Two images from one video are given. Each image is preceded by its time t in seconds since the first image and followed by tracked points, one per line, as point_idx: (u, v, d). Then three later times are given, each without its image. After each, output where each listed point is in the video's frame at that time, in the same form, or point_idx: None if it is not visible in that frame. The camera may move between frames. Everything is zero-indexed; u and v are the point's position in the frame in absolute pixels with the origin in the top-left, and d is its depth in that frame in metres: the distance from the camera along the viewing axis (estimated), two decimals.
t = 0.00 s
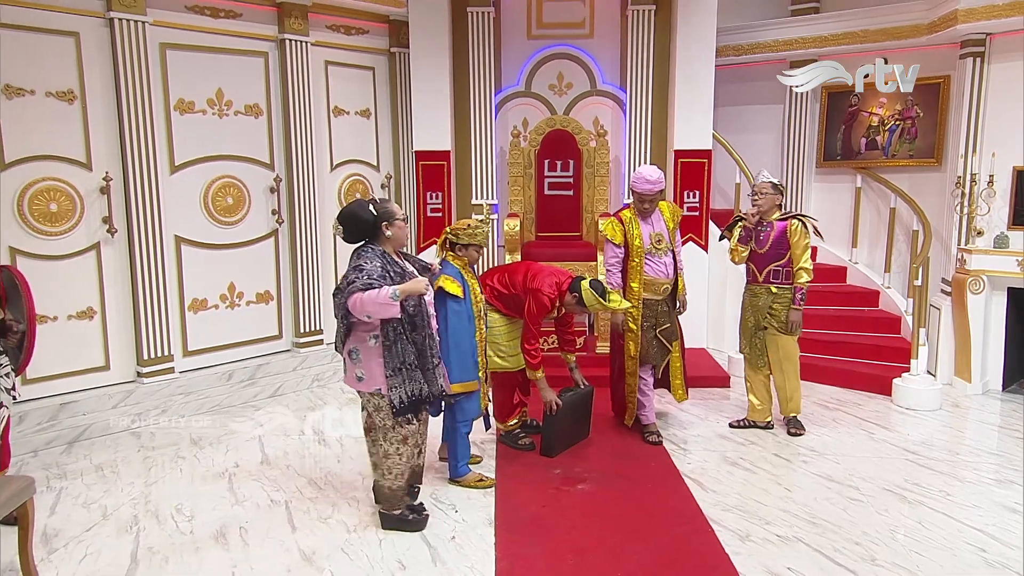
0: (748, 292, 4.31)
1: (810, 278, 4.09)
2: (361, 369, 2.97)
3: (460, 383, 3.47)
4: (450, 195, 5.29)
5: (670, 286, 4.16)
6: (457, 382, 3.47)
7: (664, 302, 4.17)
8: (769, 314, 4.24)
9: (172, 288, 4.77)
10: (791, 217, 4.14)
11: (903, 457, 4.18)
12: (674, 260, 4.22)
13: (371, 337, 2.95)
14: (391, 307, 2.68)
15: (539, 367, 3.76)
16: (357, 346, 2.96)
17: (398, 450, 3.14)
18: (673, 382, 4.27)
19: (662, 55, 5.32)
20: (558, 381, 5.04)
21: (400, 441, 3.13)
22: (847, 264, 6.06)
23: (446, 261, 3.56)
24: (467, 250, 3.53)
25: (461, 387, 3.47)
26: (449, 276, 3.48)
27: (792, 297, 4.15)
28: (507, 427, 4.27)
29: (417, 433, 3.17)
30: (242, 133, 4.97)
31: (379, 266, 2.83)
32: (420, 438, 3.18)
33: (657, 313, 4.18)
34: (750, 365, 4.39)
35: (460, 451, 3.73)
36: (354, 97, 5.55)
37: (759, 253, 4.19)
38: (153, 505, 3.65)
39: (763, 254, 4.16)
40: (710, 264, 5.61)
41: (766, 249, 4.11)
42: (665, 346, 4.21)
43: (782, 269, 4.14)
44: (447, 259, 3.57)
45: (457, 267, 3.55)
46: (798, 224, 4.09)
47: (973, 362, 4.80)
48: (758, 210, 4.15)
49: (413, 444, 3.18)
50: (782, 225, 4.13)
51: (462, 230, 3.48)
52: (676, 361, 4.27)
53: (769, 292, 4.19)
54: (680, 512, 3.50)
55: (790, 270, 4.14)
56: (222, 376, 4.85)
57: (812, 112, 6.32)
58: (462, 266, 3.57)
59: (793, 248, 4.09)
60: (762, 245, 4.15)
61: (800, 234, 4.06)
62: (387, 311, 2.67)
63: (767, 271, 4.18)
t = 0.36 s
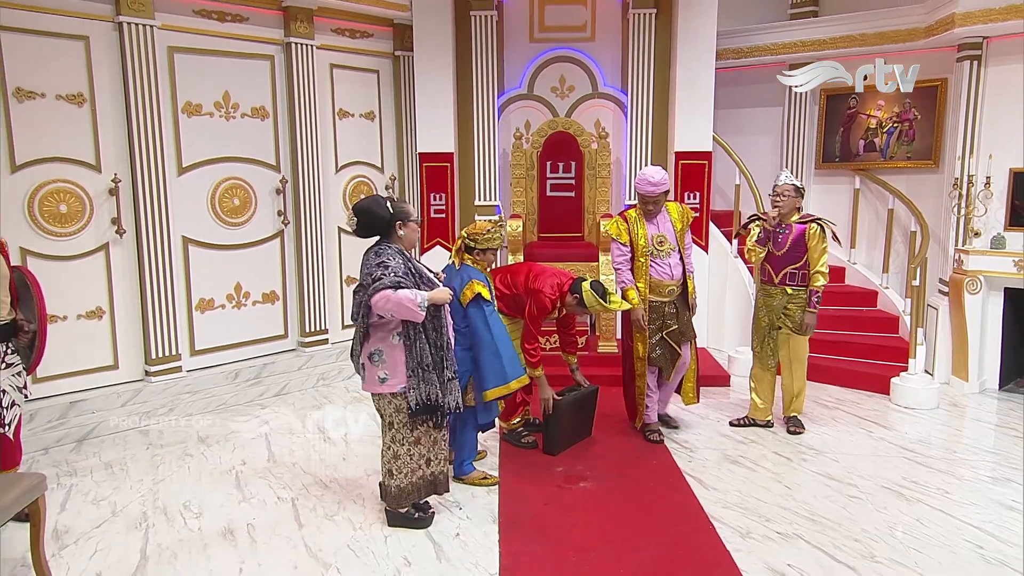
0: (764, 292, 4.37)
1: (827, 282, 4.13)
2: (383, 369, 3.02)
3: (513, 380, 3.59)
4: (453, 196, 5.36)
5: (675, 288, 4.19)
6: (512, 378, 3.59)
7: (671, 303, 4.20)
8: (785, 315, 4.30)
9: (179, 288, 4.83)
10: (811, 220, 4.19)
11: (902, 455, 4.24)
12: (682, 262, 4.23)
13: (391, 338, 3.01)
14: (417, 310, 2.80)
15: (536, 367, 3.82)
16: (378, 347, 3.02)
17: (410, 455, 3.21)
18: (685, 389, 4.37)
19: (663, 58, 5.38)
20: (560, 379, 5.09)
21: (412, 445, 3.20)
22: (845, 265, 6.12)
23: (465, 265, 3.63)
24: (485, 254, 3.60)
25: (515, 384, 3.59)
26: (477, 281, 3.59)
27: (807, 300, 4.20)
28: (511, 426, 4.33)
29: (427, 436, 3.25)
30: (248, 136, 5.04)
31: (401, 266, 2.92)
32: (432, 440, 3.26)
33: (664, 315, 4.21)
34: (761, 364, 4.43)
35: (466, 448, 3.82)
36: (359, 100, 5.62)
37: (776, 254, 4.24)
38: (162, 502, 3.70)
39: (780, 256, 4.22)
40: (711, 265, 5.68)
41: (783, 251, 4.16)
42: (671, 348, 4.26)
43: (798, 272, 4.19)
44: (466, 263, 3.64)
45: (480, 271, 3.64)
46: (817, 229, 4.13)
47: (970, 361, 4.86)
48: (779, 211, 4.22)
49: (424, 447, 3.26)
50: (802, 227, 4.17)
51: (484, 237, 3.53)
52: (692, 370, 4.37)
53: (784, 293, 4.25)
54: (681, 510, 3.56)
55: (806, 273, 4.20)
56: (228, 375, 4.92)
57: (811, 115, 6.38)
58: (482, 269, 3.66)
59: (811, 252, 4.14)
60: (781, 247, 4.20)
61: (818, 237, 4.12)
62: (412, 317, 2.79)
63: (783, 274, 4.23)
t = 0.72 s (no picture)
0: (763, 292, 4.45)
1: (828, 284, 4.23)
2: (387, 371, 3.08)
3: (500, 378, 3.66)
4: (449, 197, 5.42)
5: (672, 290, 4.19)
6: (498, 377, 3.65)
7: (668, 306, 4.20)
8: (783, 314, 4.38)
9: (177, 288, 4.87)
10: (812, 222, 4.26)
11: (890, 452, 4.32)
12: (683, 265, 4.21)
13: (396, 340, 3.08)
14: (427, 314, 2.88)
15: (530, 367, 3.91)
16: (382, 349, 3.08)
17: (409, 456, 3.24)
18: (698, 397, 4.31)
19: (655, 61, 5.46)
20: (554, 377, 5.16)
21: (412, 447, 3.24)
22: (834, 265, 6.22)
23: (455, 265, 3.71)
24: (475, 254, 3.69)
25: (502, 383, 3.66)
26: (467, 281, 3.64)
27: (809, 301, 4.29)
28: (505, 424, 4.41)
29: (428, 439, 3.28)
30: (245, 138, 5.08)
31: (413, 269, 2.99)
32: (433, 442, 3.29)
33: (659, 316, 4.22)
34: (759, 361, 4.51)
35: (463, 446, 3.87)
36: (355, 102, 5.68)
37: (778, 255, 4.32)
38: (161, 500, 3.74)
39: (781, 258, 4.31)
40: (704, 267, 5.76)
41: (784, 252, 4.25)
42: (665, 351, 4.28)
43: (799, 272, 4.28)
44: (457, 263, 3.72)
45: (470, 271, 3.71)
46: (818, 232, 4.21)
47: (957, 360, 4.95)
48: (782, 214, 4.29)
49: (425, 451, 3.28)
50: (804, 230, 4.25)
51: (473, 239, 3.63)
52: (699, 374, 4.30)
53: (783, 293, 4.34)
54: (674, 506, 3.63)
55: (806, 275, 4.29)
56: (226, 375, 4.96)
57: (801, 117, 6.48)
58: (473, 269, 3.74)
59: (811, 254, 4.23)
60: (782, 249, 4.29)
61: (818, 241, 4.20)
62: (425, 322, 2.89)
63: (785, 275, 4.32)
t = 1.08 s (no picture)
0: (750, 292, 4.54)
1: (812, 284, 4.32)
2: (386, 368, 3.14)
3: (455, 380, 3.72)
4: (437, 198, 5.47)
5: (667, 291, 4.24)
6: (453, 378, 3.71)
7: (664, 306, 4.26)
8: (769, 312, 4.46)
9: (166, 289, 4.89)
10: (799, 224, 4.36)
11: (870, 447, 4.42)
12: (681, 266, 4.22)
13: (394, 338, 3.13)
14: (426, 315, 2.95)
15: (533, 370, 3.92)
16: (382, 347, 3.13)
17: (407, 449, 3.29)
18: (679, 401, 4.38)
19: (640, 63, 5.54)
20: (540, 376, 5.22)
21: (410, 441, 3.29)
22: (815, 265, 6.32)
23: (436, 264, 3.72)
24: (456, 253, 3.72)
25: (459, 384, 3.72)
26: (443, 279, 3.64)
27: (794, 300, 4.38)
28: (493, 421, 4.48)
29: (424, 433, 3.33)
30: (234, 139, 5.12)
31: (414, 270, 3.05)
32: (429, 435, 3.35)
33: (652, 316, 4.29)
34: (743, 357, 4.58)
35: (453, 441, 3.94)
36: (344, 104, 5.72)
37: (765, 255, 4.42)
38: (150, 500, 3.77)
39: (768, 257, 4.40)
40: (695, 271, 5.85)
41: (771, 252, 4.37)
42: (654, 350, 4.33)
43: (785, 272, 4.38)
44: (438, 261, 3.74)
45: (448, 269, 3.72)
46: (803, 232, 4.32)
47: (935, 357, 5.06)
48: (768, 214, 4.38)
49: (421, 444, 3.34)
50: (791, 231, 4.34)
51: (454, 236, 3.66)
52: (687, 381, 4.35)
53: (769, 292, 4.43)
54: (660, 503, 3.70)
55: (792, 275, 4.39)
56: (215, 374, 4.99)
57: (782, 121, 6.58)
58: (452, 267, 3.75)
59: (797, 254, 4.33)
60: (768, 249, 4.38)
61: (803, 241, 4.30)
62: (424, 322, 2.96)
63: (772, 275, 4.41)
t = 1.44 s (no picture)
0: (729, 291, 4.64)
1: (790, 283, 4.41)
2: (378, 365, 3.20)
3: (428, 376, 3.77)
4: (423, 199, 5.52)
5: (659, 290, 4.31)
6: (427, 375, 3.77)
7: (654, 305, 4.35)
8: (749, 311, 4.55)
9: (153, 290, 4.91)
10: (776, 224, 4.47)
11: (848, 443, 4.53)
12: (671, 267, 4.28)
13: (387, 337, 3.19)
14: (416, 317, 2.98)
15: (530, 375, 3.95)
16: (375, 345, 3.19)
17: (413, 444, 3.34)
18: (671, 401, 4.44)
19: (623, 65, 5.62)
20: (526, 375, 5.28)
21: (415, 437, 3.34)
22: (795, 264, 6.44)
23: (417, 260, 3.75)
24: (435, 249, 3.76)
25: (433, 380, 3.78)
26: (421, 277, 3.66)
27: (771, 299, 4.48)
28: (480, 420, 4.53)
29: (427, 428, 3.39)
30: (221, 141, 5.15)
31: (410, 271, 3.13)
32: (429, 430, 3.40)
33: (642, 314, 4.42)
34: (725, 356, 4.69)
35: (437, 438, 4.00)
36: (330, 106, 5.77)
37: (744, 254, 4.51)
38: (137, 500, 3.79)
39: (746, 257, 4.50)
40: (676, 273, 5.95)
41: (748, 253, 4.47)
42: (643, 347, 4.47)
43: (763, 272, 4.47)
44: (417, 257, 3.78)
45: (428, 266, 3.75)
46: (781, 232, 4.41)
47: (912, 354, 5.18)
48: (749, 215, 4.49)
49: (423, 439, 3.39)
50: (769, 231, 4.45)
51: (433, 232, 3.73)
52: (677, 380, 4.39)
53: (748, 291, 4.52)
54: (645, 499, 3.78)
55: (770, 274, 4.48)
56: (202, 375, 5.01)
57: (762, 124, 6.71)
58: (431, 263, 3.79)
59: (774, 255, 4.41)
60: (747, 249, 4.48)
61: (780, 242, 4.38)
62: (414, 323, 2.99)
63: (750, 275, 4.51)
